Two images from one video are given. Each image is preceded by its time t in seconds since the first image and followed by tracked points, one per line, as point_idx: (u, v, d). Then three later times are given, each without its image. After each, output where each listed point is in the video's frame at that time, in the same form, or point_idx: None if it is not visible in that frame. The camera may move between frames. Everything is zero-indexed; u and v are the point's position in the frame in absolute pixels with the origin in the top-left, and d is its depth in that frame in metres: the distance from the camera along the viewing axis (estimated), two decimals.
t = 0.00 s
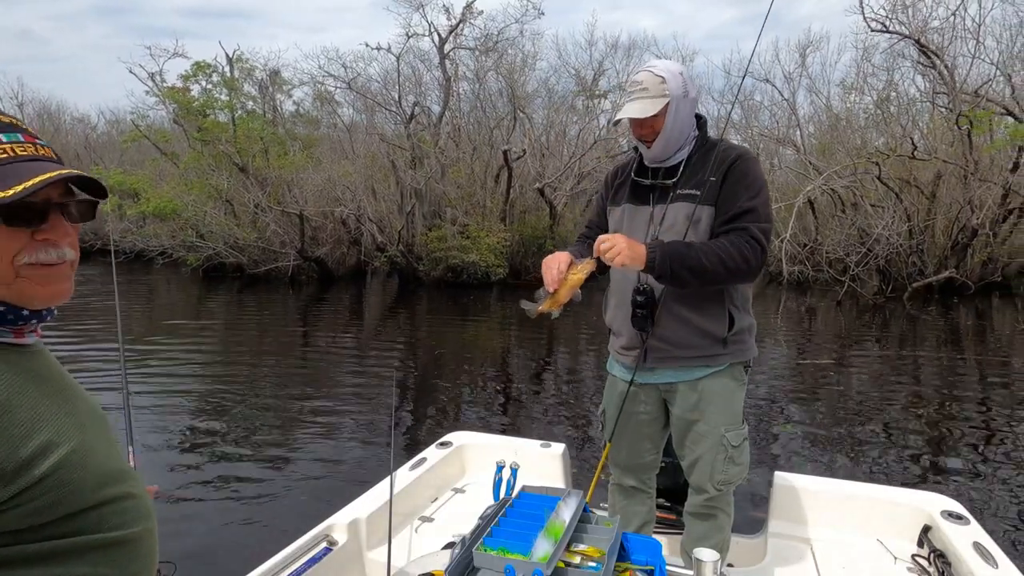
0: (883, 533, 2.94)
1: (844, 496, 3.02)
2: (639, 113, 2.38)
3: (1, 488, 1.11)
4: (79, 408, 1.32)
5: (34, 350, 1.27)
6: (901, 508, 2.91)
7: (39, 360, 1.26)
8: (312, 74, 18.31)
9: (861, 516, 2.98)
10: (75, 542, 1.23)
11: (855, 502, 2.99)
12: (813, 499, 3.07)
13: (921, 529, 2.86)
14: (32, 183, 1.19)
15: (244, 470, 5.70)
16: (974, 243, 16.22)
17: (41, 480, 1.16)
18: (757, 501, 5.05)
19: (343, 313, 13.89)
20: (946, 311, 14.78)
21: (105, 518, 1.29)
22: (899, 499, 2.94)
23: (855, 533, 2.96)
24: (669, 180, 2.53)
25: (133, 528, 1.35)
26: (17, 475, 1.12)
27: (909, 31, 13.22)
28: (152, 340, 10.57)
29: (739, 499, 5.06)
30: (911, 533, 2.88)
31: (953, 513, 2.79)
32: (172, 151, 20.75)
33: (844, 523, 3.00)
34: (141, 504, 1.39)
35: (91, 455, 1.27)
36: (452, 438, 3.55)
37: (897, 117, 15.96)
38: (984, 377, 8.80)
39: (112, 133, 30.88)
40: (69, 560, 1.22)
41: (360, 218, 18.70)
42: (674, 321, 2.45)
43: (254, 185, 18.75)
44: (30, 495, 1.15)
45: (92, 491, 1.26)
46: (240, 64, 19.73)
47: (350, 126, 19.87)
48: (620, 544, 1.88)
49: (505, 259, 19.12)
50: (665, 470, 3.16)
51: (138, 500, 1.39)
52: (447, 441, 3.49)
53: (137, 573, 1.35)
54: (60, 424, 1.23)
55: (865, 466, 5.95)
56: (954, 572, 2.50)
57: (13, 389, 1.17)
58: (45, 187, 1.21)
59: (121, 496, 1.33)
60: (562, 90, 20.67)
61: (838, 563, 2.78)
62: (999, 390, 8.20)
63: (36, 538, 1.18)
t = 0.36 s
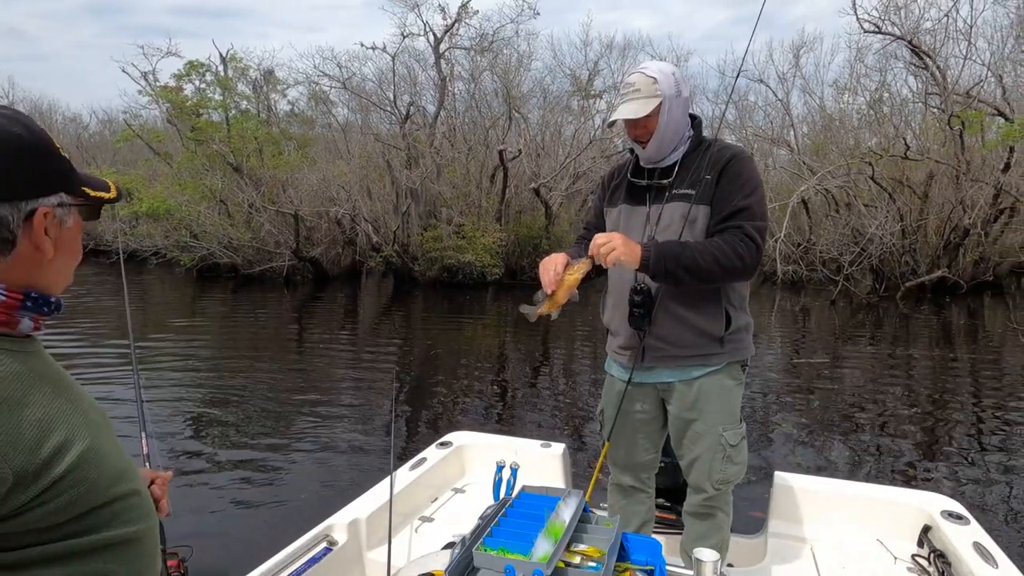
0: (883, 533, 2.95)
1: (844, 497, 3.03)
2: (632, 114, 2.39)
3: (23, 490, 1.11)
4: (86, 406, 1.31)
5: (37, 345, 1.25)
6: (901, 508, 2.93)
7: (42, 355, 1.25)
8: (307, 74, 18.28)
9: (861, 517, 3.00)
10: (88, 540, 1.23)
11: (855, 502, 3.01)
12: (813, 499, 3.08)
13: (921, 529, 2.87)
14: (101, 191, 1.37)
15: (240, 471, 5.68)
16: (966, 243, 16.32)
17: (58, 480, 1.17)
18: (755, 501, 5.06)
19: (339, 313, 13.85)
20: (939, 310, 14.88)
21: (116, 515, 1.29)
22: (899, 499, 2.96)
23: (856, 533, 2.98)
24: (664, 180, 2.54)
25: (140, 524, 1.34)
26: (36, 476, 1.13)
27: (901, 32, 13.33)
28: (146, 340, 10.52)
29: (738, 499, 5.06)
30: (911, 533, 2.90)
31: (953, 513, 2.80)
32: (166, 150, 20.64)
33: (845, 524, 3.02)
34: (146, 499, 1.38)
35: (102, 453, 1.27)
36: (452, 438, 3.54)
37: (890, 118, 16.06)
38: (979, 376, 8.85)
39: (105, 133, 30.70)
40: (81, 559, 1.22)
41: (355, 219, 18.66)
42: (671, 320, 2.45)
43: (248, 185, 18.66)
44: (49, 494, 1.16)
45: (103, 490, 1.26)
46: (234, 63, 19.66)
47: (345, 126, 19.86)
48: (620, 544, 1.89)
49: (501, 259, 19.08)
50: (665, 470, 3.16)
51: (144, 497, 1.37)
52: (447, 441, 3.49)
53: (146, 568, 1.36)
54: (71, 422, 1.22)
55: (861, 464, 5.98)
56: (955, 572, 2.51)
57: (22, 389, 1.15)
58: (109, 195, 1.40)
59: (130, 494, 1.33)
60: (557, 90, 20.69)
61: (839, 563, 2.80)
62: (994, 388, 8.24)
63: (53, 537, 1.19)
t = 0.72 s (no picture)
0: (883, 533, 2.97)
1: (844, 496, 3.06)
2: (627, 115, 2.39)
3: (59, 482, 1.12)
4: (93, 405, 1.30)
5: (34, 346, 1.23)
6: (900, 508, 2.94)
7: (42, 356, 1.22)
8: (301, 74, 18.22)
9: (861, 517, 3.02)
10: (111, 535, 1.23)
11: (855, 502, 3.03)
12: (813, 500, 3.10)
13: (921, 528, 2.89)
14: (92, 181, 1.33)
15: (235, 471, 5.66)
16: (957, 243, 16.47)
17: (87, 474, 1.17)
18: (753, 500, 5.08)
19: (334, 313, 13.80)
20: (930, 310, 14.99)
21: (130, 512, 1.29)
22: (899, 499, 2.97)
23: (856, 534, 2.99)
24: (660, 180, 2.55)
25: (149, 520, 1.34)
26: (71, 470, 1.13)
27: (893, 34, 13.42)
28: (138, 341, 10.45)
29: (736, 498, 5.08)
30: (911, 532, 2.91)
31: (953, 513, 2.81)
32: (158, 150, 20.48)
33: (845, 524, 3.04)
34: (150, 497, 1.38)
35: (116, 450, 1.27)
36: (452, 438, 3.54)
37: (881, 119, 16.18)
38: (973, 375, 8.92)
39: (96, 132, 30.45)
40: (100, 555, 1.22)
41: (349, 219, 18.60)
42: (669, 319, 2.46)
43: (241, 185, 18.56)
44: (79, 488, 1.16)
45: (122, 485, 1.26)
46: (227, 62, 19.54)
47: (339, 126, 19.86)
48: (620, 544, 1.89)
49: (496, 259, 19.07)
50: (664, 469, 3.17)
51: (149, 495, 1.37)
52: (447, 441, 3.48)
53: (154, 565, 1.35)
54: (90, 418, 1.22)
55: (857, 464, 6.00)
56: (955, 572, 2.52)
57: (47, 385, 1.15)
58: (102, 184, 1.34)
59: (140, 491, 1.33)
60: (551, 90, 20.68)
61: (838, 563, 2.81)
62: (987, 386, 8.31)
63: (79, 532, 1.18)
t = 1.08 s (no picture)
0: (883, 533, 2.99)
1: (844, 497, 3.08)
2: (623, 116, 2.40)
3: (45, 490, 1.10)
4: (88, 408, 1.28)
5: (25, 349, 1.21)
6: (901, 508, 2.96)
7: (29, 361, 1.20)
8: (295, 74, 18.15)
9: (861, 516, 3.04)
10: (107, 540, 1.21)
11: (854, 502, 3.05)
12: (813, 499, 3.13)
13: (921, 529, 2.91)
14: (53, 171, 1.20)
15: (229, 473, 5.62)
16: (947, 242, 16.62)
17: (77, 481, 1.15)
18: (751, 498, 5.11)
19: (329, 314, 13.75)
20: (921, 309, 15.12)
21: (131, 514, 1.27)
22: (899, 499, 2.99)
23: (856, 534, 3.01)
24: (657, 180, 2.55)
25: (153, 521, 1.33)
26: (56, 478, 1.11)
27: (884, 36, 13.55)
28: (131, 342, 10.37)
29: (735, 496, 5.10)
30: (911, 533, 2.93)
31: (953, 513, 2.84)
32: (150, 150, 20.35)
33: (845, 524, 3.06)
34: (155, 498, 1.36)
35: (111, 453, 1.25)
36: (452, 438, 3.54)
37: (873, 120, 16.32)
38: (966, 373, 9.01)
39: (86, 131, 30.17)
40: (98, 559, 1.21)
41: (343, 219, 18.54)
42: (667, 319, 2.47)
43: (234, 185, 18.43)
44: (69, 495, 1.14)
45: (118, 489, 1.24)
46: (219, 61, 19.42)
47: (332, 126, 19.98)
48: (620, 544, 1.89)
49: (491, 259, 19.06)
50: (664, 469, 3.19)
51: (153, 495, 1.35)
52: (447, 441, 3.48)
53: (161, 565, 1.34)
54: (78, 422, 1.19)
55: (852, 462, 6.04)
56: (954, 572, 2.54)
57: (30, 393, 1.13)
58: (70, 173, 1.22)
59: (141, 493, 1.31)
60: (545, 91, 20.70)
61: (838, 563, 2.83)
62: (980, 384, 8.40)
63: (72, 539, 1.17)
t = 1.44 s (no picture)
0: (883, 533, 3.01)
1: (845, 497, 3.11)
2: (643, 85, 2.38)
3: (41, 489, 1.09)
4: (88, 405, 1.28)
5: (28, 344, 1.21)
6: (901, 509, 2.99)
7: (31, 357, 1.19)
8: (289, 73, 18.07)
9: (862, 516, 3.06)
10: (101, 540, 1.20)
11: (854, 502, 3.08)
12: (813, 499, 3.15)
13: (921, 529, 2.93)
14: (41, 166, 1.18)
15: (225, 473, 5.59)
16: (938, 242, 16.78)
17: (74, 479, 1.14)
18: (750, 496, 5.14)
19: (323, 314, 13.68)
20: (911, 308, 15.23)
21: (126, 515, 1.26)
22: (899, 499, 3.02)
23: (856, 534, 3.04)
24: (658, 177, 2.57)
25: (149, 523, 1.31)
26: (54, 476, 1.10)
27: (875, 38, 13.67)
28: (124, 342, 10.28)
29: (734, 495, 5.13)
30: (911, 533, 2.95)
31: (953, 513, 2.86)
32: (141, 149, 20.17)
33: (846, 524, 3.08)
34: (152, 498, 1.35)
35: (111, 452, 1.24)
36: (452, 438, 3.54)
37: (864, 121, 16.45)
38: (959, 371, 9.09)
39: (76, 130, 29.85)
40: (94, 560, 1.19)
41: (337, 219, 18.46)
42: (667, 319, 2.48)
43: (227, 184, 18.29)
44: (66, 494, 1.13)
45: (116, 488, 1.23)
46: (211, 59, 19.28)
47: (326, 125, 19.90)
48: (620, 544, 1.90)
49: (485, 259, 19.04)
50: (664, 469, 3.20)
51: (151, 496, 1.35)
52: (447, 441, 3.48)
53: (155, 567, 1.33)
54: (79, 419, 1.18)
55: (848, 460, 6.08)
56: (955, 572, 2.57)
57: (30, 390, 1.12)
58: (60, 167, 1.20)
59: (138, 493, 1.30)
60: (539, 90, 20.72)
61: (839, 562, 2.85)
62: (972, 382, 8.48)
63: (66, 538, 1.15)
